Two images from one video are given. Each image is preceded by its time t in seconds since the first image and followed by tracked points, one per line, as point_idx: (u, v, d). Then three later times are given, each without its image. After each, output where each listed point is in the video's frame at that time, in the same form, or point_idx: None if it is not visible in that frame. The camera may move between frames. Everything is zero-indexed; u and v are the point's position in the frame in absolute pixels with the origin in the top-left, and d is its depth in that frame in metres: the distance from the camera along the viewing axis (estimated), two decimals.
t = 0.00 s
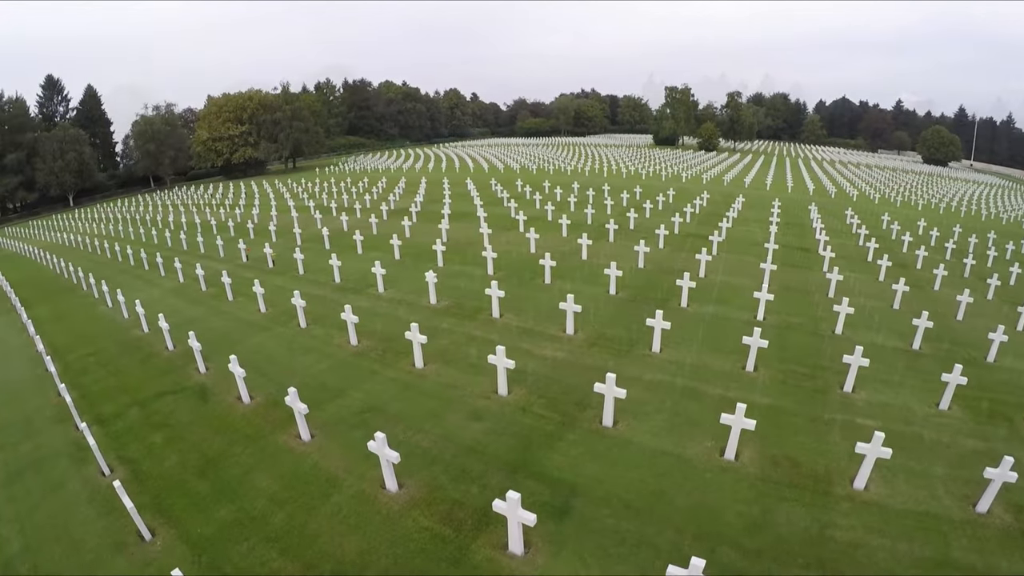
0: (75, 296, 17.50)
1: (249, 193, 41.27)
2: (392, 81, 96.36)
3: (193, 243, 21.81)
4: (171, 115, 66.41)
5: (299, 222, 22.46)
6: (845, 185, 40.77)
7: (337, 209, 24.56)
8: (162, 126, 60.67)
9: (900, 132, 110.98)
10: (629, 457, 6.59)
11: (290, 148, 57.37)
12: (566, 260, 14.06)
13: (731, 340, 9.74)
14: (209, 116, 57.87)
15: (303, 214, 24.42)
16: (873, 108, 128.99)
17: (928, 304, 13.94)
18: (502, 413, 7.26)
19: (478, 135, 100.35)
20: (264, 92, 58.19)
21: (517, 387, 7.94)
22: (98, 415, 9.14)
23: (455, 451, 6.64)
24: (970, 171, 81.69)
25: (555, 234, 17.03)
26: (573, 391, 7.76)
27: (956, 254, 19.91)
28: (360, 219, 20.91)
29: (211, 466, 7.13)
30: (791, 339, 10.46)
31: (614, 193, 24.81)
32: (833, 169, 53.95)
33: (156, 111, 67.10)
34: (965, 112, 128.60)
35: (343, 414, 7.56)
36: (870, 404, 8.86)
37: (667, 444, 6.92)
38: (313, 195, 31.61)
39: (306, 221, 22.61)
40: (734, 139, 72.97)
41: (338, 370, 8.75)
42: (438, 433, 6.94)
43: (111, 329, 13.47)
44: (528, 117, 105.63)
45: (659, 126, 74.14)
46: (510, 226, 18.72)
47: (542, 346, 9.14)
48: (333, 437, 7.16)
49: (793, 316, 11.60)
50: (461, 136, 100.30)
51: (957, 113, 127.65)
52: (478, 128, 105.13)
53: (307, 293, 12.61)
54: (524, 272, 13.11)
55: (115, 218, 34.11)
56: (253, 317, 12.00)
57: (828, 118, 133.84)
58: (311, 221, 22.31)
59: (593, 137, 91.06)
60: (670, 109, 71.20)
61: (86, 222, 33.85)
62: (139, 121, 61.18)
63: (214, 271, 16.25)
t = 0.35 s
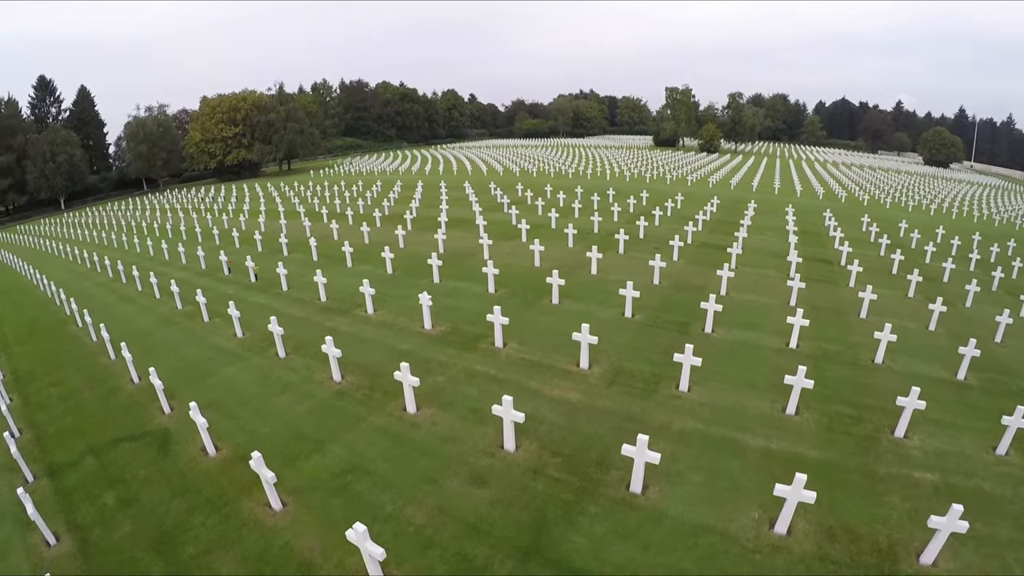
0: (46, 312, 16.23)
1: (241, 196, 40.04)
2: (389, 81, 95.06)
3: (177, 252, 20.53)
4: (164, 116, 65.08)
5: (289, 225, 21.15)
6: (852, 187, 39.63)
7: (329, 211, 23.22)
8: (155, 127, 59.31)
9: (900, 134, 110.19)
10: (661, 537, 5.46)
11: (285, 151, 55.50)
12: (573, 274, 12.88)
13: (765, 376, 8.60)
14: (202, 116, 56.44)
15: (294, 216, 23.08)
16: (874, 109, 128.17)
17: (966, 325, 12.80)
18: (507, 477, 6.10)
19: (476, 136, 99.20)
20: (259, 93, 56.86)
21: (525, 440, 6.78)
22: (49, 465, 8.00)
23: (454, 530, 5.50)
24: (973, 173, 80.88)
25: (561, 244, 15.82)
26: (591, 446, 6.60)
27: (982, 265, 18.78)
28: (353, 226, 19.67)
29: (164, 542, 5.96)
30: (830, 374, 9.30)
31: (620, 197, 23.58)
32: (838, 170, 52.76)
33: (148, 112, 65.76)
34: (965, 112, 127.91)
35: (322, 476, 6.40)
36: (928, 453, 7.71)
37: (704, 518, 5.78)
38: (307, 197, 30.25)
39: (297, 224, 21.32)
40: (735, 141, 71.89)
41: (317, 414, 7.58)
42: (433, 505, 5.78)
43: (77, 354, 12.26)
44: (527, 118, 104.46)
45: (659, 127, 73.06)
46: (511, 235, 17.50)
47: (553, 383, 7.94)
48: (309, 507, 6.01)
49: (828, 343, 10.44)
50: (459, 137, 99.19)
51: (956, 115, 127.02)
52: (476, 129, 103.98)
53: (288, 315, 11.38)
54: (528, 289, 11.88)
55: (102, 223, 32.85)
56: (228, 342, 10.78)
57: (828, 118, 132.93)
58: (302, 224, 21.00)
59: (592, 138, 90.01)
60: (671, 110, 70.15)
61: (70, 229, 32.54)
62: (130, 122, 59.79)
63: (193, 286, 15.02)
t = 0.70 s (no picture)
0: (11, 332, 15.02)
1: (231, 198, 38.71)
2: (386, 81, 93.80)
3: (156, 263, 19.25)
4: (155, 117, 63.74)
5: (276, 233, 19.93)
6: (859, 189, 38.59)
7: (320, 217, 21.99)
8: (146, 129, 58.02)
9: (901, 135, 109.29)
10: None
11: (279, 153, 54.16)
12: (581, 292, 11.55)
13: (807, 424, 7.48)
14: (193, 117, 55.10)
15: (282, 223, 21.85)
16: (874, 109, 127.30)
17: (1011, 350, 11.67)
18: (515, 568, 4.99)
19: (473, 137, 98.09)
20: (251, 93, 55.51)
21: (535, 513, 5.63)
22: None
23: None
24: (975, 174, 79.95)
25: (566, 257, 14.54)
26: (616, 524, 5.46)
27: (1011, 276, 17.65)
28: (343, 235, 18.49)
29: None
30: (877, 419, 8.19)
31: (625, 202, 22.38)
32: (842, 172, 51.70)
33: (140, 114, 64.43)
34: (966, 113, 127.11)
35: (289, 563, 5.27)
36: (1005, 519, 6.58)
37: None
38: (298, 200, 28.98)
39: (285, 230, 20.09)
40: (737, 142, 70.77)
41: (289, 476, 6.45)
42: None
43: (35, 385, 11.08)
44: (525, 119, 103.40)
45: (659, 128, 71.92)
46: (511, 245, 16.29)
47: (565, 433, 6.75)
48: None
49: (868, 377, 9.31)
50: (456, 138, 98.14)
51: (957, 115, 126.27)
52: (473, 130, 102.83)
53: (265, 341, 10.17)
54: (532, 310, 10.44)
55: (87, 229, 31.61)
56: (197, 375, 9.61)
57: (828, 118, 131.95)
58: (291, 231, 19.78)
59: (590, 140, 88.75)
60: (671, 111, 69.02)
61: (53, 235, 31.28)
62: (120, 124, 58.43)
63: (168, 305, 13.81)
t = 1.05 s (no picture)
0: None
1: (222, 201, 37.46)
2: (382, 83, 92.49)
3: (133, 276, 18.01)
4: (147, 119, 62.43)
5: (261, 241, 18.74)
6: (867, 192, 37.33)
7: (309, 223, 20.81)
8: (137, 131, 56.72)
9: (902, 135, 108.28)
10: None
11: (272, 155, 52.74)
12: (591, 314, 10.17)
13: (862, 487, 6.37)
14: (185, 119, 53.78)
15: (269, 230, 20.67)
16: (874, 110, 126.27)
17: None
18: None
19: (471, 138, 96.88)
20: (244, 94, 54.16)
21: None
22: None
23: None
24: (978, 176, 78.93)
25: (571, 271, 13.25)
26: None
27: None
28: (330, 243, 17.21)
29: None
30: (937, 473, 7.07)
31: (631, 208, 21.16)
32: (846, 174, 50.44)
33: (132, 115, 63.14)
34: (966, 113, 126.15)
35: None
36: None
37: None
38: (288, 204, 27.70)
39: (271, 238, 18.91)
40: (738, 143, 69.57)
41: (249, 563, 5.32)
42: None
43: None
44: (523, 120, 102.19)
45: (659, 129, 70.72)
46: (511, 254, 15.05)
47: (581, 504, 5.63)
48: None
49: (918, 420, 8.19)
50: (454, 140, 96.95)
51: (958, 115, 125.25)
52: (471, 132, 101.56)
53: (236, 376, 9.00)
54: (536, 338, 8.98)
55: (70, 236, 30.33)
56: (159, 418, 8.46)
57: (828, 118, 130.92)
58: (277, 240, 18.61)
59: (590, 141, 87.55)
60: (671, 112, 67.80)
61: (35, 243, 30.01)
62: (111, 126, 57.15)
63: (138, 328, 12.62)
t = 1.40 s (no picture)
0: None
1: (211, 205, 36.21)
2: (379, 83, 91.16)
3: (109, 291, 16.81)
4: (139, 120, 61.11)
5: (244, 252, 17.57)
6: (876, 194, 36.16)
7: (296, 231, 19.62)
8: (129, 132, 55.41)
9: (902, 136, 107.37)
10: None
11: (265, 157, 51.34)
12: (603, 341, 9.04)
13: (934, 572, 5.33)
14: (177, 121, 52.44)
15: (254, 239, 19.49)
16: (874, 109, 125.32)
17: None
18: None
19: (469, 139, 95.71)
20: (236, 95, 52.74)
21: None
22: None
23: None
24: (980, 177, 77.99)
25: (578, 285, 12.12)
26: None
27: None
28: (316, 253, 16.01)
29: None
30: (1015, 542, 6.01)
31: (638, 213, 19.99)
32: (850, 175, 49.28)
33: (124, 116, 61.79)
34: (966, 113, 125.32)
35: None
36: None
37: None
38: (278, 208, 26.44)
39: (254, 249, 17.73)
40: (740, 144, 68.24)
41: None
42: None
43: None
44: (521, 121, 100.99)
45: (659, 130, 69.55)
46: (512, 266, 13.88)
47: None
48: None
49: (980, 471, 7.14)
50: (451, 140, 95.77)
51: (958, 115, 124.39)
52: (468, 133, 100.34)
53: (202, 420, 7.90)
54: (541, 373, 7.82)
55: (53, 244, 29.08)
56: (112, 473, 7.36)
57: (827, 118, 129.98)
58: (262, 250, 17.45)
59: (589, 142, 86.29)
60: (671, 112, 66.57)
61: (16, 251, 28.74)
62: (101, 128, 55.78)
63: (105, 354, 11.47)
